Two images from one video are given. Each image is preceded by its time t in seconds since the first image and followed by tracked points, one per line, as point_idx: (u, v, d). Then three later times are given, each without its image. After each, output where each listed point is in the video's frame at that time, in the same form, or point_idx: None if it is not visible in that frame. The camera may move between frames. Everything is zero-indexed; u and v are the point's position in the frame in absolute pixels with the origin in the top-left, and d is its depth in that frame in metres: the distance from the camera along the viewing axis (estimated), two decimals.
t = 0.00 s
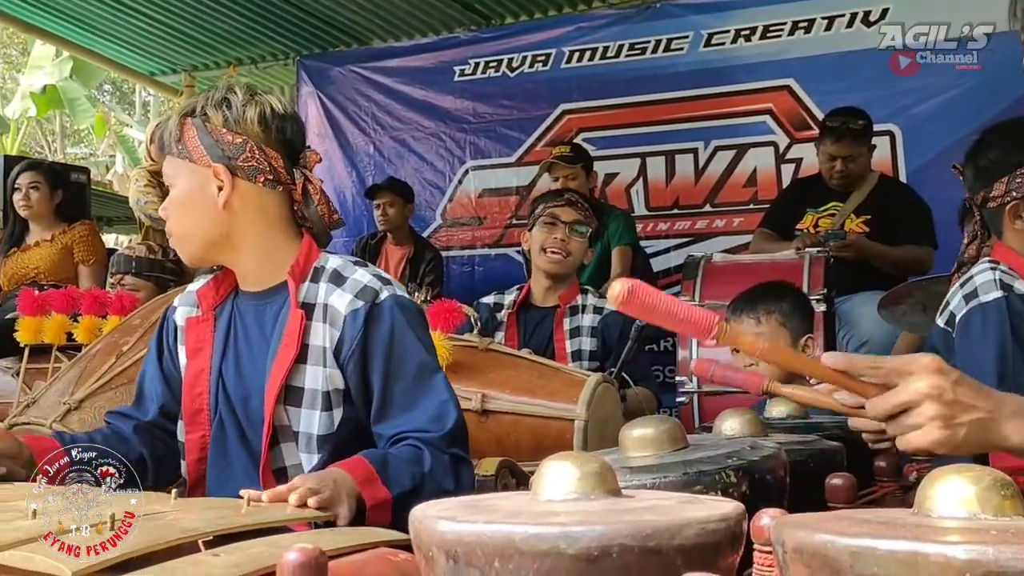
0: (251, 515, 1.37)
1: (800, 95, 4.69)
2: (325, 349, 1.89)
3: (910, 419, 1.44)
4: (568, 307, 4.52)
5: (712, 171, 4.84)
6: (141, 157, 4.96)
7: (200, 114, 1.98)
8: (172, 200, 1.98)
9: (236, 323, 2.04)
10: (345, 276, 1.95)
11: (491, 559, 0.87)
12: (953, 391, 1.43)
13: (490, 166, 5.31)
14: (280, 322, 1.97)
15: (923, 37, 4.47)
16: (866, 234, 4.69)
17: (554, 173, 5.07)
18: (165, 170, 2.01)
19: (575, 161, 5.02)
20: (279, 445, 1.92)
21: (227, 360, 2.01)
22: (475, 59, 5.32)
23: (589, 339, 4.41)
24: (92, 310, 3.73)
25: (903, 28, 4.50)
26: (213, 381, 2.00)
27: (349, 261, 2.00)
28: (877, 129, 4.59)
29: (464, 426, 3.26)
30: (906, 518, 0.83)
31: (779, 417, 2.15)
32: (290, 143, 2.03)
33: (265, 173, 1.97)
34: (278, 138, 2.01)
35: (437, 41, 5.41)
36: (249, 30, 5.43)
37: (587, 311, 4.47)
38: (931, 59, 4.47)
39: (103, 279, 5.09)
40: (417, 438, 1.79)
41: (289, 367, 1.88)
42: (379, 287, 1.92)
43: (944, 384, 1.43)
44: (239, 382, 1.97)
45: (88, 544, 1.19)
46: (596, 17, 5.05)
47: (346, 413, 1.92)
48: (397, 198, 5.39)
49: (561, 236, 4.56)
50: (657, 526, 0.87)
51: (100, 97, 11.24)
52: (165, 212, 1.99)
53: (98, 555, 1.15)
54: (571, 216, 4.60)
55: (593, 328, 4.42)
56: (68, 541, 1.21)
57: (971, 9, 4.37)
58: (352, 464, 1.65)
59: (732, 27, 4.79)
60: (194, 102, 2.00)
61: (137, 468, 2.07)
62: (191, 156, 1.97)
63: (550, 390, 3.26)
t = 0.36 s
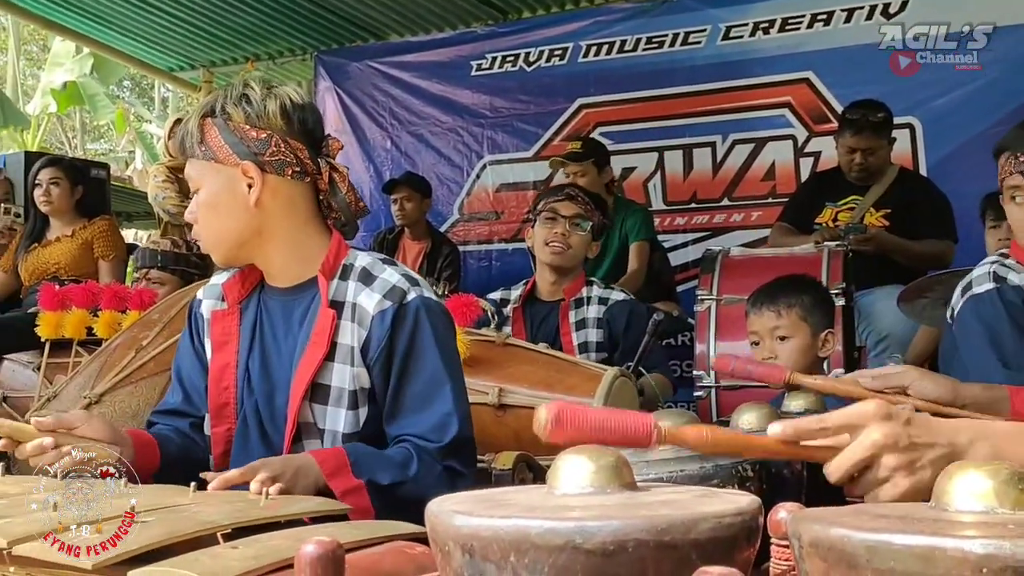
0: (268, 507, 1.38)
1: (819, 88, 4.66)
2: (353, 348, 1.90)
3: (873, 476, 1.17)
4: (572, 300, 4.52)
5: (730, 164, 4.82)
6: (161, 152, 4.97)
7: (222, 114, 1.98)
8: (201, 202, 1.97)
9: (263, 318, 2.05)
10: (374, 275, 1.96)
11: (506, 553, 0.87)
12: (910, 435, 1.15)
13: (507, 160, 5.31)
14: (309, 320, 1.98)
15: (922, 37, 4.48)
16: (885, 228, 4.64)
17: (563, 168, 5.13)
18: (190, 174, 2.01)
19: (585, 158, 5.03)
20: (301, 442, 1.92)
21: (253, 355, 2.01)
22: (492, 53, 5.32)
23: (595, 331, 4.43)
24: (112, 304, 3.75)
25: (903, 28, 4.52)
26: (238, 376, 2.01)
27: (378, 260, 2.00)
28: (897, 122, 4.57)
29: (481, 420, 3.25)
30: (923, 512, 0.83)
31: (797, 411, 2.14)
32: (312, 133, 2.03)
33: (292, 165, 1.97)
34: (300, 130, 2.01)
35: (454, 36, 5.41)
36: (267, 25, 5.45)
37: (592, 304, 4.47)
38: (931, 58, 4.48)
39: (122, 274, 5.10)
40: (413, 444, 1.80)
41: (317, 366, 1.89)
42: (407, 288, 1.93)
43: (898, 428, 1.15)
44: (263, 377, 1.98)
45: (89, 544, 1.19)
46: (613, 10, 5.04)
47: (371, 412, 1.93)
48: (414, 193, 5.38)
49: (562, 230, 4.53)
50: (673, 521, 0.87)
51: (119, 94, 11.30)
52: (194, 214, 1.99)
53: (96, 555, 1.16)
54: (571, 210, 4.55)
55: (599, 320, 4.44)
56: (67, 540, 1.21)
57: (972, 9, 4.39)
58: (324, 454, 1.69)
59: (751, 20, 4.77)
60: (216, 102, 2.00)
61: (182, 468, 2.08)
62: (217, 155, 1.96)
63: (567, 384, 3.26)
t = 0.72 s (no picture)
0: (292, 500, 1.39)
1: (839, 82, 4.65)
2: (374, 340, 1.91)
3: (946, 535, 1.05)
4: (567, 292, 4.43)
5: (749, 158, 4.79)
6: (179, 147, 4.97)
7: (255, 103, 1.97)
8: (232, 190, 1.94)
9: (282, 313, 2.04)
10: (394, 268, 1.96)
11: (536, 536, 0.87)
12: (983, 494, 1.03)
13: (524, 156, 5.30)
14: (329, 313, 1.98)
15: (922, 37, 4.49)
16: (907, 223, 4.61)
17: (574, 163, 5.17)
18: (215, 164, 1.98)
19: (595, 153, 5.06)
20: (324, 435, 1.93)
21: (272, 351, 2.01)
22: (510, 48, 5.31)
23: (592, 320, 4.34)
24: (132, 299, 3.77)
25: (903, 27, 4.52)
26: (259, 372, 2.01)
27: (397, 253, 2.00)
28: (918, 115, 4.55)
29: (501, 414, 3.26)
30: (953, 504, 0.82)
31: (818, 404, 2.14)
32: (340, 125, 2.06)
33: (326, 157, 1.99)
34: (331, 122, 2.04)
35: (471, 30, 5.41)
36: (286, 20, 5.46)
37: (587, 293, 4.38)
38: (931, 58, 4.49)
39: (141, 269, 5.13)
40: (448, 435, 1.78)
41: (338, 358, 1.89)
42: (427, 280, 1.94)
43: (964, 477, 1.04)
44: (283, 371, 1.98)
45: (89, 544, 1.18)
46: (631, 5, 5.03)
47: (392, 405, 1.92)
48: (432, 188, 5.37)
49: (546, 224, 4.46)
50: (703, 510, 0.87)
51: (137, 90, 11.37)
52: (222, 203, 1.96)
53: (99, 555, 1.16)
54: (556, 205, 4.50)
55: (595, 307, 4.35)
56: (69, 541, 1.20)
57: (972, 10, 4.39)
58: (380, 451, 1.64)
59: (769, 13, 4.76)
60: (246, 91, 1.99)
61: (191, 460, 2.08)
62: (252, 145, 1.95)
63: (587, 378, 3.26)
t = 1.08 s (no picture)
0: (321, 492, 1.39)
1: (863, 74, 4.62)
2: (401, 331, 1.91)
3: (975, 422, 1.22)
4: (547, 290, 4.24)
5: (772, 151, 4.79)
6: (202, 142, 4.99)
7: (302, 90, 1.98)
8: (277, 173, 1.93)
9: (309, 304, 2.04)
10: (420, 260, 1.96)
11: (567, 537, 0.87)
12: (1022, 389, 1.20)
13: (546, 149, 5.30)
14: (356, 304, 1.98)
15: (922, 37, 4.51)
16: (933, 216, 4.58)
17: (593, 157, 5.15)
18: (254, 146, 1.96)
19: (615, 146, 5.02)
20: (352, 425, 1.94)
21: (299, 341, 2.01)
22: (531, 42, 5.30)
23: (573, 308, 4.14)
24: (159, 293, 3.80)
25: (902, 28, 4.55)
26: (285, 363, 2.00)
27: (424, 245, 2.00)
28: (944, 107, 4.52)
29: (527, 407, 3.26)
30: (995, 496, 0.81)
31: (847, 400, 2.13)
32: (379, 118, 2.09)
33: (368, 149, 2.02)
34: (371, 115, 2.07)
35: (493, 24, 5.40)
36: (308, 15, 5.47)
37: (565, 285, 4.20)
38: (931, 58, 4.51)
39: (165, 263, 5.15)
40: (471, 425, 1.78)
41: (365, 347, 1.90)
42: (454, 271, 1.93)
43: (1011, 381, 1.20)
44: (311, 362, 1.98)
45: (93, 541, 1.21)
46: None
47: (418, 395, 1.93)
48: (454, 182, 5.28)
49: (503, 233, 4.25)
50: (735, 504, 0.87)
51: (159, 85, 11.43)
52: (264, 186, 1.93)
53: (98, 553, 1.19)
54: (509, 213, 4.29)
55: (574, 296, 4.16)
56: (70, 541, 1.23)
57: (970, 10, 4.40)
58: (404, 434, 1.64)
59: (792, 6, 4.72)
60: (292, 78, 1.99)
61: (206, 450, 2.04)
62: (300, 130, 1.94)
63: (612, 371, 3.27)
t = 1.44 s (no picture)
0: (353, 480, 1.38)
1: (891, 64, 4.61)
2: (435, 320, 1.91)
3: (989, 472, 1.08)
4: (575, 280, 4.25)
5: (798, 141, 4.76)
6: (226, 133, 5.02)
7: (340, 77, 1.97)
8: (313, 159, 1.92)
9: (341, 293, 2.03)
10: (454, 249, 1.96)
11: (606, 526, 0.87)
12: None
13: (570, 140, 5.29)
14: (389, 293, 1.98)
15: (922, 37, 4.56)
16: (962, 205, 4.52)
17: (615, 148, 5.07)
18: (289, 131, 1.95)
19: (637, 138, 4.95)
20: (383, 414, 1.93)
21: (333, 330, 2.00)
22: (555, 32, 5.29)
23: (600, 297, 4.09)
24: (186, 283, 3.85)
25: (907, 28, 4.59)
26: (319, 352, 2.00)
27: (456, 234, 2.00)
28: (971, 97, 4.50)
29: (554, 398, 3.25)
30: None
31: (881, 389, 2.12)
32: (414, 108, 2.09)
33: (402, 139, 2.01)
34: (408, 104, 2.06)
35: (517, 15, 5.39)
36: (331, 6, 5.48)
37: (594, 274, 4.16)
38: (931, 58, 4.57)
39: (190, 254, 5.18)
40: (500, 414, 1.78)
41: (401, 337, 1.89)
42: (487, 261, 1.94)
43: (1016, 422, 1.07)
44: (346, 352, 1.98)
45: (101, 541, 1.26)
46: None
47: (452, 385, 1.93)
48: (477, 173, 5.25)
49: (535, 222, 4.29)
50: (776, 492, 0.86)
51: (181, 79, 11.48)
52: (301, 172, 1.92)
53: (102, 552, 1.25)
54: (542, 203, 4.34)
55: (601, 285, 4.10)
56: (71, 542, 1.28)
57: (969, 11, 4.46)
58: (432, 419, 1.63)
59: None
60: (329, 64, 1.99)
61: (250, 441, 2.01)
62: (337, 117, 1.94)
63: (639, 362, 3.26)
